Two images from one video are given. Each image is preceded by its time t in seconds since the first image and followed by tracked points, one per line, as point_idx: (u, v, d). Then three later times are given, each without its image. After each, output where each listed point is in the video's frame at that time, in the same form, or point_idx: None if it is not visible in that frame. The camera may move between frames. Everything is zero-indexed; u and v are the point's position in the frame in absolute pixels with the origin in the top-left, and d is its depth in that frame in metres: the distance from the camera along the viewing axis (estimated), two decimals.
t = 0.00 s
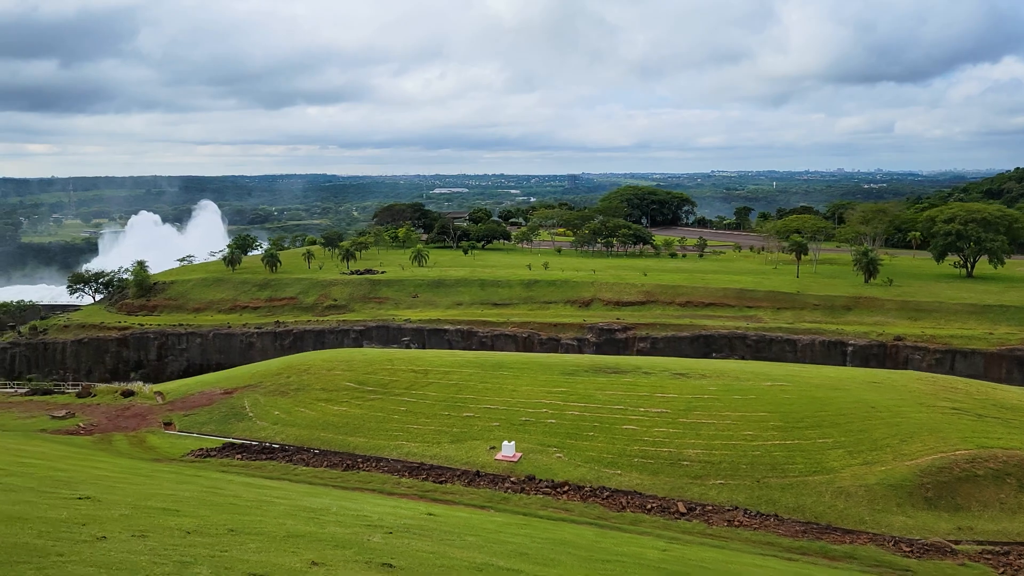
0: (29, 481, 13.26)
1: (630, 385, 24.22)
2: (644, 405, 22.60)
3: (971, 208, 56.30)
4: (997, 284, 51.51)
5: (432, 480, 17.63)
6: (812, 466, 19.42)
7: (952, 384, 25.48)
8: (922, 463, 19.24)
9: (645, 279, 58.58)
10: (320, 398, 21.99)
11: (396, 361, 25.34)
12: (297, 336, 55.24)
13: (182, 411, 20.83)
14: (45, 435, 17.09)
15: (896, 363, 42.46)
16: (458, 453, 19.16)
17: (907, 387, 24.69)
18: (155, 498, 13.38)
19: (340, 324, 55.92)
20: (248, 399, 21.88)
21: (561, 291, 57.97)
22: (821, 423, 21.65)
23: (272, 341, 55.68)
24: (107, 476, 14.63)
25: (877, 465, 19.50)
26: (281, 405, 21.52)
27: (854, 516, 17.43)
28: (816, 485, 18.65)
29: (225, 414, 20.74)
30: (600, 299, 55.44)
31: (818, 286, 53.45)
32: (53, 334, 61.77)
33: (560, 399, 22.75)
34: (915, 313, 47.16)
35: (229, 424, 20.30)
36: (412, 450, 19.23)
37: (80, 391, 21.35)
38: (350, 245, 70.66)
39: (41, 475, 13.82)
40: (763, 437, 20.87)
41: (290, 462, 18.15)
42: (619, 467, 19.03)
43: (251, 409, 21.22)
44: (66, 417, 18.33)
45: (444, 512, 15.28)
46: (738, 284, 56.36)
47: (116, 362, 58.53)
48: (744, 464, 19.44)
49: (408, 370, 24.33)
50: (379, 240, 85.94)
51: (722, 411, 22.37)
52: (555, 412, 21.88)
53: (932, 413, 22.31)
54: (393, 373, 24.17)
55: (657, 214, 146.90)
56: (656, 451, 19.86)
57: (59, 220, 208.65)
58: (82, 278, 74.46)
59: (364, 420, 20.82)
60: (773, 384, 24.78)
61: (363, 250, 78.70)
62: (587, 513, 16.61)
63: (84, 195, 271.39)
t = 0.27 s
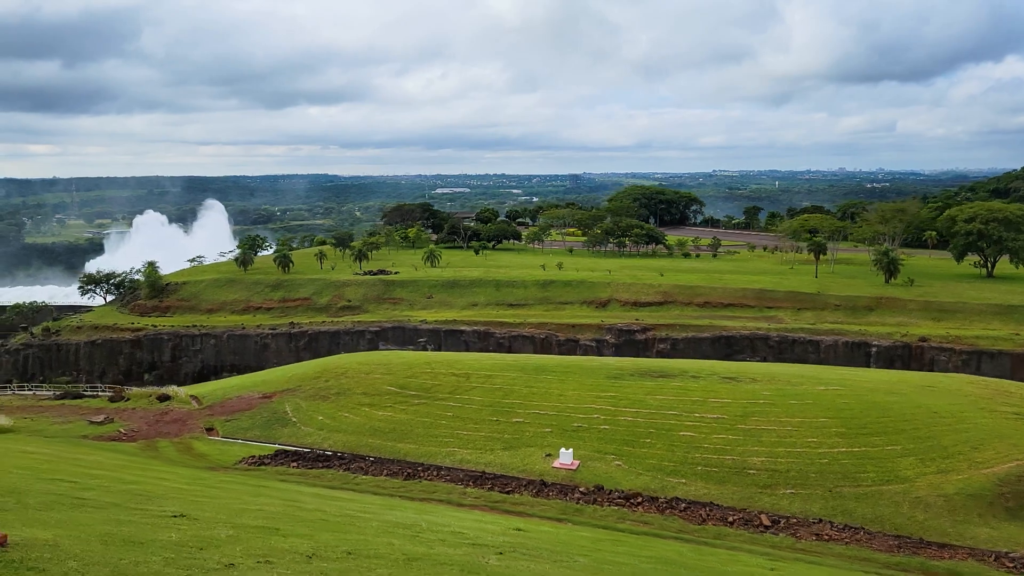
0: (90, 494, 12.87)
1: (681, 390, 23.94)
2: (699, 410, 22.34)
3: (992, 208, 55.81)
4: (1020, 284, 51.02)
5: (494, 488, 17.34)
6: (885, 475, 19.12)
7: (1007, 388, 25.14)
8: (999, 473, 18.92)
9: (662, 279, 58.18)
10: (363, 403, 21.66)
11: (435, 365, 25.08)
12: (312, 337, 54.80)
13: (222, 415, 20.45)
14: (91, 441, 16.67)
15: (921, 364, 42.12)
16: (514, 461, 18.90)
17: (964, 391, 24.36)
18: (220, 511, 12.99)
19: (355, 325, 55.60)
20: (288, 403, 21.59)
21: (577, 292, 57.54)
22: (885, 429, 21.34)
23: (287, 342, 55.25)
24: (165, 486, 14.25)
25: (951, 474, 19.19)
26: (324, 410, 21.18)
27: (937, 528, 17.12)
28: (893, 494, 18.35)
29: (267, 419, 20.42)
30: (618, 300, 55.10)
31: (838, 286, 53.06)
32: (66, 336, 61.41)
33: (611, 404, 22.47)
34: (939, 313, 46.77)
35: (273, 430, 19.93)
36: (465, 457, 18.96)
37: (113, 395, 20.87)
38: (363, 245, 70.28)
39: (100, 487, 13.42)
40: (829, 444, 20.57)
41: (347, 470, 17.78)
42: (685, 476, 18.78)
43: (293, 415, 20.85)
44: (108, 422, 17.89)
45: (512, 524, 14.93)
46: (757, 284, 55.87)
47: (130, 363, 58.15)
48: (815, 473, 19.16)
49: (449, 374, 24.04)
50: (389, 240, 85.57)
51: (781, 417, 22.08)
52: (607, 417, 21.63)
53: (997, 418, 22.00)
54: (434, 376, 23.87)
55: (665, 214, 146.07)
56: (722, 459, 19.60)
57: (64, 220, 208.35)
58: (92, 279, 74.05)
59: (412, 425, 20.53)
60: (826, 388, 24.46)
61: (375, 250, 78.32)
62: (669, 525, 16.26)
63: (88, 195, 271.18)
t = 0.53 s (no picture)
0: (175, 512, 12.57)
1: (734, 394, 23.72)
2: (758, 416, 22.15)
3: (1013, 207, 55.36)
4: None
5: (564, 499, 17.05)
6: (962, 484, 18.81)
7: None
8: None
9: (679, 279, 57.80)
10: (410, 408, 21.45)
11: (477, 369, 24.93)
12: (327, 339, 54.49)
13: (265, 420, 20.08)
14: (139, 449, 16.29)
15: (947, 364, 41.77)
16: (572, 468, 18.70)
17: None
18: (286, 528, 12.67)
19: (371, 326, 55.26)
20: (330, 408, 21.33)
21: (594, 292, 57.18)
22: (954, 435, 21.03)
23: (302, 344, 54.88)
24: (224, 499, 13.94)
25: None
26: (369, 415, 20.92)
27: None
28: (974, 504, 18.03)
29: (311, 425, 20.12)
30: (635, 300, 54.75)
31: (858, 286, 52.68)
32: (79, 337, 61.03)
33: (664, 410, 22.26)
34: (963, 314, 46.37)
35: (321, 435, 19.66)
36: (522, 465, 18.72)
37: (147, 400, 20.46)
38: (376, 246, 69.90)
39: (160, 505, 13.08)
40: (899, 452, 20.30)
41: (409, 479, 17.39)
42: (755, 485, 18.57)
43: (339, 420, 20.58)
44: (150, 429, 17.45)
45: (577, 537, 14.63)
46: (776, 284, 55.40)
47: (144, 365, 57.75)
48: (890, 482, 18.91)
49: (492, 377, 23.98)
50: (401, 241, 85.24)
51: (845, 423, 21.83)
52: (663, 424, 21.43)
53: None
54: (478, 381, 23.75)
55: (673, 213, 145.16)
56: (791, 467, 19.39)
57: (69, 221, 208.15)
58: (103, 280, 73.62)
59: (462, 431, 20.28)
60: (883, 392, 24.20)
61: (387, 251, 77.97)
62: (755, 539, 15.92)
63: (92, 196, 271.04)
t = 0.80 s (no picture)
0: (292, 534, 12.18)
1: (797, 399, 23.41)
2: (828, 422, 21.71)
3: None
4: None
5: (650, 511, 16.59)
6: None
7: None
8: None
9: (699, 279, 57.34)
10: (462, 413, 21.22)
11: (525, 375, 24.71)
12: (345, 340, 54.07)
13: (314, 426, 19.91)
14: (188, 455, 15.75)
15: (976, 365, 41.30)
16: (641, 476, 18.31)
17: None
18: (357, 543, 12.21)
19: (389, 326, 54.85)
20: (380, 412, 21.11)
21: (613, 292, 56.77)
22: None
23: (319, 344, 54.47)
24: (288, 510, 13.47)
25: None
26: (421, 421, 20.61)
27: None
28: None
29: (364, 431, 19.84)
30: (655, 300, 54.36)
31: (880, 286, 52.23)
32: (93, 338, 60.53)
33: (727, 416, 21.92)
34: (989, 314, 45.90)
35: (373, 442, 19.37)
36: (590, 473, 18.34)
37: (186, 405, 19.94)
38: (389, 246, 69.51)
39: (225, 518, 12.62)
40: (981, 460, 19.54)
41: (485, 491, 16.98)
42: (840, 495, 18.03)
43: (389, 425, 20.34)
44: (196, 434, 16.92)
45: (650, 550, 14.16)
46: (796, 284, 54.87)
47: (159, 366, 57.28)
48: (978, 494, 18.10)
49: (541, 381, 23.99)
50: (414, 240, 84.89)
51: (919, 431, 21.20)
52: (730, 430, 21.06)
53: None
54: (528, 386, 23.60)
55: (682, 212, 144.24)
56: (871, 477, 18.82)
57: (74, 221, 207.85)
58: (116, 281, 73.11)
59: (521, 438, 19.97)
60: (951, 397, 23.61)
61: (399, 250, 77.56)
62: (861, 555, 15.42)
63: (96, 197, 270.79)
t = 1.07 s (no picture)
0: (400, 555, 11.76)
1: (855, 404, 23.05)
2: (891, 428, 21.29)
3: None
4: None
5: (732, 524, 16.19)
6: None
7: None
8: None
9: (715, 279, 56.95)
10: (510, 419, 21.05)
11: (568, 379, 24.49)
12: (359, 341, 53.77)
13: (359, 431, 19.75)
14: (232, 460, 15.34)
15: (1001, 365, 40.87)
16: (705, 486, 18.01)
17: None
18: (423, 555, 11.91)
19: (404, 328, 54.46)
20: (424, 418, 20.95)
21: (628, 292, 56.47)
22: None
23: (334, 346, 54.16)
24: (346, 520, 13.12)
25: None
26: (468, 427, 20.43)
27: None
28: None
29: (411, 438, 19.61)
30: (671, 301, 54.01)
31: (899, 285, 51.82)
32: (104, 340, 60.09)
33: (784, 421, 21.58)
34: (1011, 313, 45.51)
35: (423, 448, 19.19)
36: (652, 483, 18.05)
37: (219, 409, 19.52)
38: (401, 247, 69.13)
39: (285, 528, 12.26)
40: None
41: (555, 502, 16.58)
42: (917, 506, 17.54)
43: (436, 431, 20.19)
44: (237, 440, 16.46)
45: (733, 566, 13.80)
46: (814, 284, 54.47)
47: (171, 368, 56.91)
48: None
49: (586, 386, 23.79)
50: (423, 240, 84.50)
51: (987, 437, 20.65)
52: (791, 436, 20.72)
53: None
54: (574, 390, 23.42)
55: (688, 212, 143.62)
56: (945, 486, 18.31)
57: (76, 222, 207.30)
58: (125, 282, 72.61)
59: (576, 445, 19.72)
60: (1012, 402, 23.09)
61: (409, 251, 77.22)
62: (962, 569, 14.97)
63: (98, 197, 270.24)
